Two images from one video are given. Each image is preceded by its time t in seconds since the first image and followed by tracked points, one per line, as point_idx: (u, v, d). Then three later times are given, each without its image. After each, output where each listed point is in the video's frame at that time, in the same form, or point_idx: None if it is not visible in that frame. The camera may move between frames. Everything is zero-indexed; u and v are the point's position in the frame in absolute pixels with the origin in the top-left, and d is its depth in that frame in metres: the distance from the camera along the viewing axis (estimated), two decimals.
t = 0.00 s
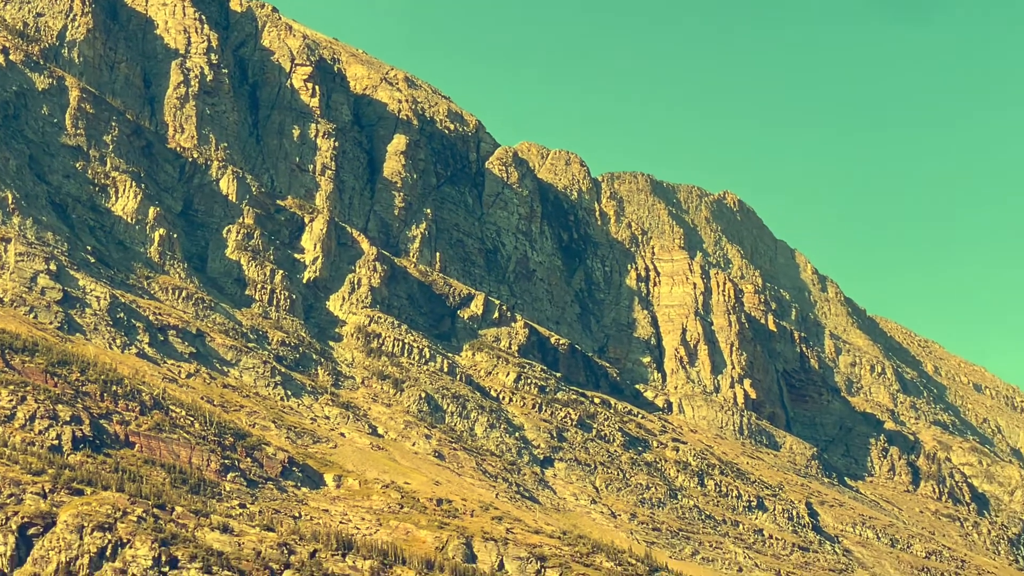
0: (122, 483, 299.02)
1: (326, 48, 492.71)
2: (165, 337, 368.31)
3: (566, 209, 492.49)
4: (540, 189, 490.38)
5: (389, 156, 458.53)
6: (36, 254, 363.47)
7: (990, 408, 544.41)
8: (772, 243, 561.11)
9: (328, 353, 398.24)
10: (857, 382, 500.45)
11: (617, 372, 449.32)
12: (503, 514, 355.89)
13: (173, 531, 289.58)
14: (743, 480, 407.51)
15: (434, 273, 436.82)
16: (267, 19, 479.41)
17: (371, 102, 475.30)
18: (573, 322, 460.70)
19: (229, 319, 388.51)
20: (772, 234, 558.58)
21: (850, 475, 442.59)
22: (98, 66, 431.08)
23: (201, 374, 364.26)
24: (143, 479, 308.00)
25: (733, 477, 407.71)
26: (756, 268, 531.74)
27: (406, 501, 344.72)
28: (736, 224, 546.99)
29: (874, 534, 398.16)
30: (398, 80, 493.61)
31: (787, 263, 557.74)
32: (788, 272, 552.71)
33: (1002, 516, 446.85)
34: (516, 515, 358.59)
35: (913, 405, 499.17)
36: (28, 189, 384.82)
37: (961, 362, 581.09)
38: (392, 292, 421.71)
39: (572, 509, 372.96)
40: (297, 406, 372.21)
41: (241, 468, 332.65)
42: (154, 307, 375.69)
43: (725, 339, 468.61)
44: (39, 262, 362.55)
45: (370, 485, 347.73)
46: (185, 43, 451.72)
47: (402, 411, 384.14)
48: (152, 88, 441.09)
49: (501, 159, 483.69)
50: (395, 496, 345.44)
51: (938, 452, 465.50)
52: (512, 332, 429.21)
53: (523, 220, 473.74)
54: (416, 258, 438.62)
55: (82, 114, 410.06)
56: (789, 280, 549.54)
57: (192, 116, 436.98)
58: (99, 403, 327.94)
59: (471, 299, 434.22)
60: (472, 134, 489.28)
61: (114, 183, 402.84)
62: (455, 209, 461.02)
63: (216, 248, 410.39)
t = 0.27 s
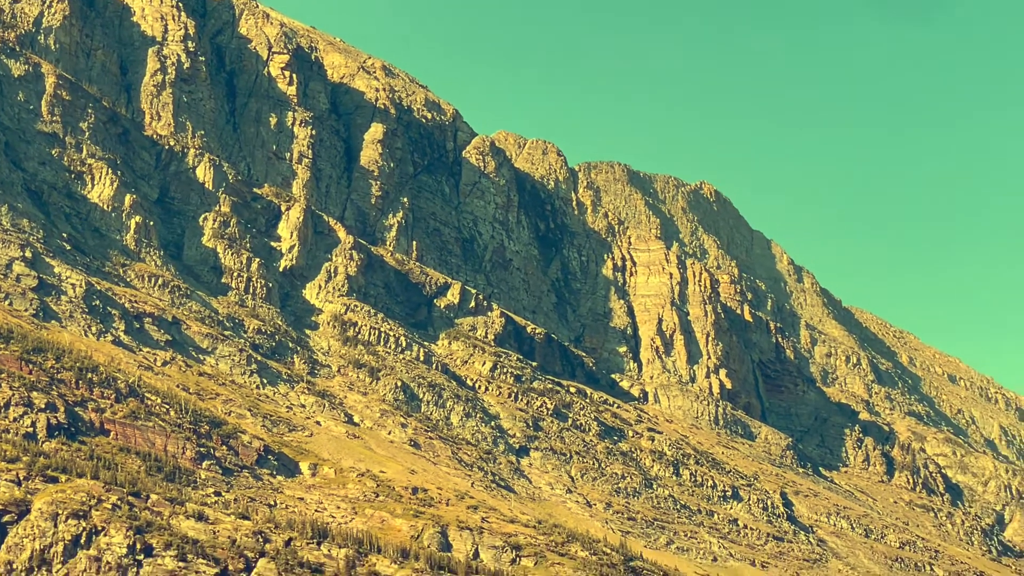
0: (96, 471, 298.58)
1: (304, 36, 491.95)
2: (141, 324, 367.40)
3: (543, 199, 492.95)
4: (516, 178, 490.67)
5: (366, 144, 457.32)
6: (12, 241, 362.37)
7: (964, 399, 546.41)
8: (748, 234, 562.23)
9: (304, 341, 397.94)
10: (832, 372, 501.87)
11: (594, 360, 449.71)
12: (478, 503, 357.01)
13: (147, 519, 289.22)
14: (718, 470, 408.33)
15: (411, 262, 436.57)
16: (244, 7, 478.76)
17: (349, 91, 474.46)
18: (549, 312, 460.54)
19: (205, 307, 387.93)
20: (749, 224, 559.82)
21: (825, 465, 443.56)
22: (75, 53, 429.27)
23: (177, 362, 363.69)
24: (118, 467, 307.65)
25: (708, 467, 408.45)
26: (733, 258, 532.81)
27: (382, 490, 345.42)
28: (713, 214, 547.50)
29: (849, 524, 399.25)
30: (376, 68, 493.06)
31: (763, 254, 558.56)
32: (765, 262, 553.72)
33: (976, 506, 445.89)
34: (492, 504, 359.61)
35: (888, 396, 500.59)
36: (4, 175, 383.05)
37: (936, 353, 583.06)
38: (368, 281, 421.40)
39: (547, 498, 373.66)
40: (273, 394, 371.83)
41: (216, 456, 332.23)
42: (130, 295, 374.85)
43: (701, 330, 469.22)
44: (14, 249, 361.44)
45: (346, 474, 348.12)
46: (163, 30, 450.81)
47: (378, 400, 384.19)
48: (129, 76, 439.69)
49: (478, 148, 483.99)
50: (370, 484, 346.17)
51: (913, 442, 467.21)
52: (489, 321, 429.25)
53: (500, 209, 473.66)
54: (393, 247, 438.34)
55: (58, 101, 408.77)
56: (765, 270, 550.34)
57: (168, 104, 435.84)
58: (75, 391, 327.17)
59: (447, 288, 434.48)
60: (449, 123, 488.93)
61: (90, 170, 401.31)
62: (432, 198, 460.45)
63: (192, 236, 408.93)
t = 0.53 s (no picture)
0: (65, 458, 295.03)
1: (276, 20, 487.31)
2: (111, 311, 363.39)
3: (518, 185, 489.18)
4: (491, 164, 486.70)
5: (339, 129, 453.19)
6: None
7: (940, 388, 545.57)
8: (723, 222, 560.15)
9: (276, 328, 394.29)
10: (807, 361, 500.14)
11: (567, 348, 446.78)
12: (451, 492, 354.95)
13: (116, 506, 285.71)
14: (692, 459, 405.97)
15: (384, 248, 432.79)
16: None
17: (321, 76, 470.26)
18: (523, 299, 457.99)
19: (175, 293, 383.73)
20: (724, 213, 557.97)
21: (800, 455, 441.40)
22: (44, 36, 423.80)
23: (147, 348, 359.51)
24: (87, 454, 304.15)
25: (682, 457, 406.05)
26: (708, 246, 530.23)
27: (354, 478, 342.89)
28: (688, 202, 545.23)
29: (823, 514, 397.53)
30: (349, 53, 488.82)
31: (739, 242, 556.05)
32: (740, 250, 551.33)
33: (950, 497, 446.23)
34: (465, 493, 357.51)
35: (864, 385, 499.13)
36: None
37: (911, 342, 582.18)
38: (341, 267, 417.68)
39: (520, 487, 371.42)
40: (244, 381, 368.14)
41: (186, 443, 328.76)
42: (100, 280, 370.48)
43: (676, 318, 466.35)
44: None
45: (318, 462, 345.20)
46: (134, 14, 445.95)
47: (350, 387, 381.17)
48: (99, 59, 434.54)
49: (451, 135, 480.19)
50: (342, 473, 343.66)
51: (888, 432, 466.25)
52: (462, 309, 425.94)
53: (474, 196, 470.52)
54: (366, 234, 434.28)
55: (28, 85, 403.52)
56: (741, 258, 548.04)
57: (139, 87, 430.78)
58: (44, 377, 322.96)
59: (421, 276, 431.08)
60: (423, 108, 484.74)
61: (60, 154, 396.56)
62: (405, 184, 455.73)
63: (163, 221, 405.21)
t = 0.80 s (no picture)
0: (36, 449, 290.36)
1: (252, 5, 480.76)
2: (83, 299, 357.44)
3: (496, 173, 483.41)
4: (469, 152, 480.76)
5: (315, 116, 448.12)
6: None
7: (920, 379, 543.11)
8: (704, 211, 554.75)
9: (251, 318, 389.16)
10: (788, 352, 496.72)
11: (545, 338, 442.54)
12: (427, 483, 351.10)
13: (88, 497, 283.06)
14: (671, 451, 401.75)
15: (361, 237, 427.32)
16: None
17: (298, 61, 463.70)
18: (501, 289, 453.25)
19: (149, 281, 377.81)
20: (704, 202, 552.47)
21: (780, 447, 437.54)
22: (16, 21, 417.05)
23: (120, 338, 354.13)
24: (59, 444, 298.89)
25: (661, 448, 401.83)
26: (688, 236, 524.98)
27: (329, 469, 338.91)
28: (668, 191, 540.19)
29: (803, 507, 394.05)
30: (326, 39, 482.77)
31: (719, 232, 551.89)
32: (720, 241, 547.25)
33: (931, 489, 441.01)
34: (441, 484, 353.76)
35: (844, 376, 496.20)
36: None
37: (892, 333, 579.53)
38: (317, 256, 412.59)
39: (498, 478, 367.58)
40: (218, 370, 363.37)
41: (160, 433, 324.45)
42: (72, 268, 364.59)
43: (655, 309, 460.35)
44: None
45: (293, 452, 341.29)
46: None
47: (326, 377, 376.45)
48: (72, 44, 427.47)
49: (428, 122, 473.18)
50: (318, 463, 338.94)
51: (868, 424, 463.64)
52: (439, 298, 421.12)
53: (452, 183, 464.69)
54: (342, 222, 429.17)
55: None
56: (721, 248, 543.97)
57: (112, 73, 423.33)
58: (14, 365, 317.08)
59: (398, 265, 425.20)
60: (401, 95, 477.80)
61: (31, 140, 389.35)
62: (382, 172, 450.35)
63: (137, 208, 399.49)
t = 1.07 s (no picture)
0: (10, 438, 289.05)
1: None
2: (58, 288, 353.18)
3: (475, 162, 479.12)
4: (448, 140, 475.85)
5: (293, 103, 443.09)
6: None
7: (903, 371, 541.40)
8: (684, 200, 550.10)
9: (228, 307, 384.87)
10: (769, 343, 494.08)
11: (524, 329, 439.00)
12: (405, 474, 347.89)
13: (63, 488, 281.65)
14: (651, 443, 398.72)
15: (339, 226, 422.98)
16: None
17: (276, 48, 458.95)
18: (480, 279, 448.91)
19: (125, 270, 373.94)
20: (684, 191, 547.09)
21: (761, 438, 434.78)
22: None
23: (95, 326, 349.81)
24: (33, 434, 295.55)
25: (641, 440, 398.80)
26: (669, 227, 520.38)
27: (306, 460, 335.76)
28: (649, 181, 533.89)
29: (783, 499, 391.48)
30: (304, 26, 478.31)
31: (699, 222, 548.51)
32: (702, 231, 544.03)
33: (913, 481, 441.43)
34: (419, 475, 350.64)
35: (826, 367, 494.04)
36: None
37: (874, 324, 577.72)
38: (294, 245, 408.54)
39: (477, 469, 364.48)
40: (194, 360, 359.33)
41: (135, 424, 319.93)
42: (47, 256, 360.73)
43: (636, 299, 456.36)
44: None
45: (269, 443, 338.21)
46: None
47: (303, 367, 372.80)
48: (48, 30, 421.97)
49: (407, 110, 468.72)
50: (294, 454, 336.32)
51: (849, 416, 461.73)
52: (418, 288, 417.38)
53: (431, 172, 460.00)
54: (320, 210, 424.47)
55: None
56: (702, 239, 540.69)
57: (88, 59, 417.88)
58: None
59: (376, 254, 421.79)
60: (380, 83, 474.36)
61: (7, 126, 385.36)
62: (360, 160, 445.89)
63: (113, 196, 395.04)
